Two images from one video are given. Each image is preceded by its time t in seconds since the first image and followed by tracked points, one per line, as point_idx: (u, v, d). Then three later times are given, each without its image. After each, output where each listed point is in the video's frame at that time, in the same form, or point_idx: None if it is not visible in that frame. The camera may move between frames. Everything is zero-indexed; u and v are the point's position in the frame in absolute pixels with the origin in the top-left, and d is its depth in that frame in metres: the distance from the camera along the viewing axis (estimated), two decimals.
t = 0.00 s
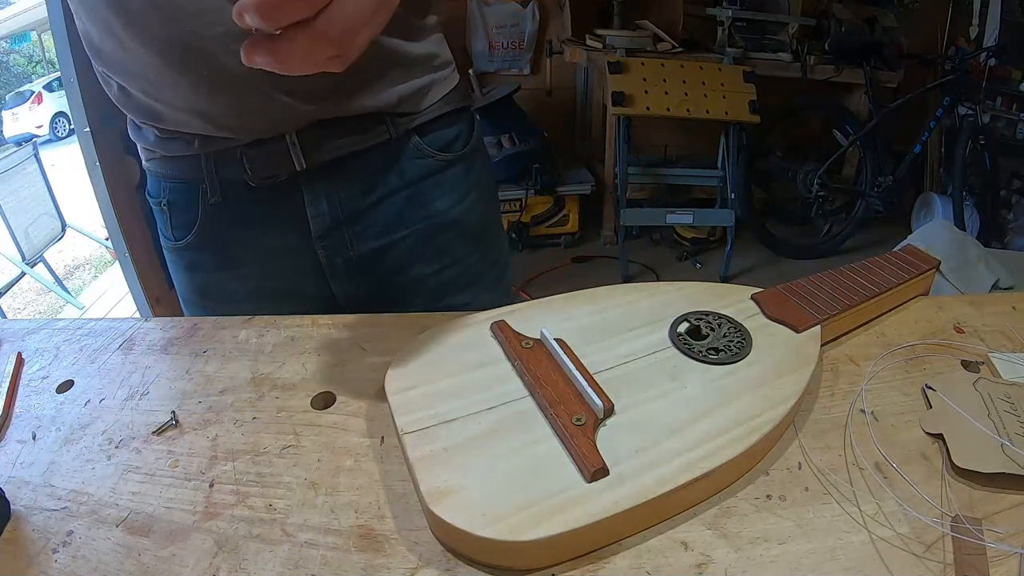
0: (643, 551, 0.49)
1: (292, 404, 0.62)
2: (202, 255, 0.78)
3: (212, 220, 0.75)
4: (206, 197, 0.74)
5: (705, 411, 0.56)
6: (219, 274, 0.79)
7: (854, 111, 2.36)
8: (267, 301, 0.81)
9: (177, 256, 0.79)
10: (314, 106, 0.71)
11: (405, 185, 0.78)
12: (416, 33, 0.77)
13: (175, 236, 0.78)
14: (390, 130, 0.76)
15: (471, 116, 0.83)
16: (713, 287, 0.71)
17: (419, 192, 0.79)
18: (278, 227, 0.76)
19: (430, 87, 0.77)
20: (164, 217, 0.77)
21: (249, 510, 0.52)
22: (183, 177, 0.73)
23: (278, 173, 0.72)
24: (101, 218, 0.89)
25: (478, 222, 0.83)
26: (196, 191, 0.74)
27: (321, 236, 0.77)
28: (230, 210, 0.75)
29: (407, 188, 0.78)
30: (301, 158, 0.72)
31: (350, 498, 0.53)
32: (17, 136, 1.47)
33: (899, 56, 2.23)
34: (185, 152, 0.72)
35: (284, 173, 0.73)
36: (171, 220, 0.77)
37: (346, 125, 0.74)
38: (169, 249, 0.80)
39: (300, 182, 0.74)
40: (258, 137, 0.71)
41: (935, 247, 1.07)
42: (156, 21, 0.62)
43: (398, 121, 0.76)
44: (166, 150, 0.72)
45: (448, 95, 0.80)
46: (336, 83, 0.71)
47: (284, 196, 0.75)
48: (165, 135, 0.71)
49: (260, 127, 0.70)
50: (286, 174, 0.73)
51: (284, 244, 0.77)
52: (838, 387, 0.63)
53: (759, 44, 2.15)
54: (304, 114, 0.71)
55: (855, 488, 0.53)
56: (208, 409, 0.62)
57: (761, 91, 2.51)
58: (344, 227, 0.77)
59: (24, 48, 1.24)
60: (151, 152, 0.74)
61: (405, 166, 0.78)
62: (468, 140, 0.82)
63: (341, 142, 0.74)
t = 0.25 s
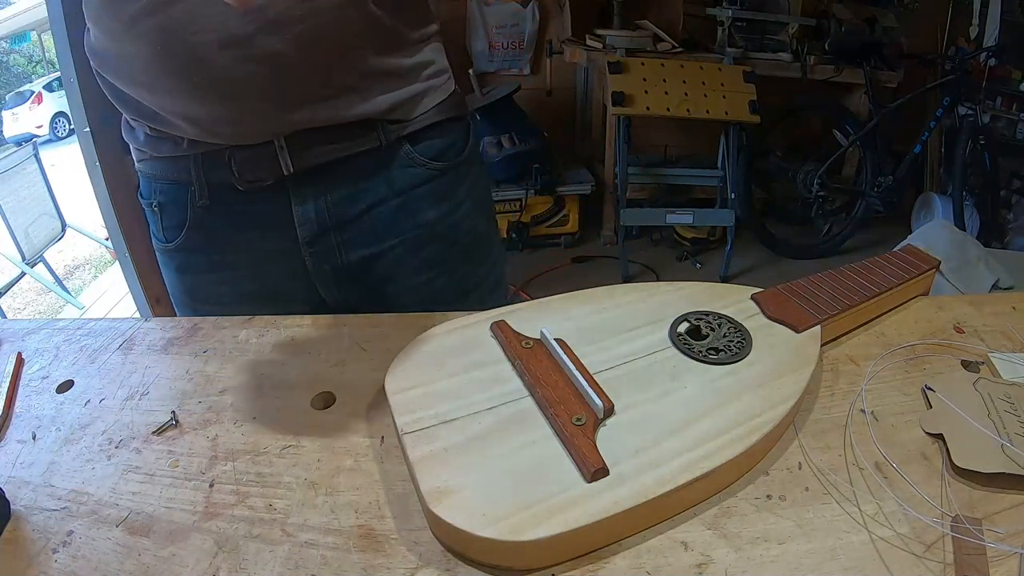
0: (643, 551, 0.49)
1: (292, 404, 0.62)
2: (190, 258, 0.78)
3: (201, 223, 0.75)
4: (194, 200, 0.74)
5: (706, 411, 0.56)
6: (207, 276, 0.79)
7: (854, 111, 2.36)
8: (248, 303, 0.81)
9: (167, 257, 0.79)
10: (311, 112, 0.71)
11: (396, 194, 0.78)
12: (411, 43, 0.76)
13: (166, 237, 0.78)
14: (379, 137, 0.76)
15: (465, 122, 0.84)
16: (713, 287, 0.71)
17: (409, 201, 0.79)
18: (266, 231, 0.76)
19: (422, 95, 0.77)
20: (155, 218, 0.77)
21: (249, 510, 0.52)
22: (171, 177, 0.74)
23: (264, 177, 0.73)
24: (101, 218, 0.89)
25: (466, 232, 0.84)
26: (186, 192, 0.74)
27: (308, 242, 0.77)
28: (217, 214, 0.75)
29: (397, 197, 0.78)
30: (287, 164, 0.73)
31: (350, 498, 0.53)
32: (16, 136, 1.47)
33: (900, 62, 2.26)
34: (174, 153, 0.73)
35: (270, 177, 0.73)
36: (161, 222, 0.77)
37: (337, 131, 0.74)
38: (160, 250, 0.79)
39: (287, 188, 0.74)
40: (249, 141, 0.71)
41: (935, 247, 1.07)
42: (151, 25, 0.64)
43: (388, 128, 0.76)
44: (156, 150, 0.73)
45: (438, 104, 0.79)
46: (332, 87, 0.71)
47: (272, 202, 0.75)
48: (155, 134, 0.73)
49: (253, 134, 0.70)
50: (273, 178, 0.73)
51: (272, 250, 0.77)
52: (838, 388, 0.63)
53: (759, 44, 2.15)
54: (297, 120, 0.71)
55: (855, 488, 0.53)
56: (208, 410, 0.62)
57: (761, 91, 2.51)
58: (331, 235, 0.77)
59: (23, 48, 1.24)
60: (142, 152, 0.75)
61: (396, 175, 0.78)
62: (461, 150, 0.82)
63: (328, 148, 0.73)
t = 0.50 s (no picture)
0: (643, 551, 0.49)
1: (292, 404, 0.62)
2: (189, 255, 0.78)
3: (200, 220, 0.75)
4: (193, 197, 0.74)
5: (706, 411, 0.56)
6: (206, 273, 0.79)
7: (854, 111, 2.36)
8: (245, 300, 0.80)
9: (167, 255, 0.79)
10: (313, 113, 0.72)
11: (393, 192, 0.78)
12: (412, 45, 0.77)
13: (166, 235, 0.77)
14: (377, 137, 0.76)
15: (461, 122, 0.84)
16: (713, 287, 0.71)
17: (405, 199, 0.79)
18: (262, 229, 0.76)
19: (417, 96, 0.77)
20: (156, 216, 0.77)
21: (249, 510, 0.52)
22: (172, 175, 0.74)
23: (263, 174, 0.73)
24: (101, 218, 0.89)
25: (465, 232, 0.84)
26: (185, 190, 0.74)
27: (306, 239, 0.77)
28: (214, 210, 0.75)
29: (394, 196, 0.78)
30: (287, 161, 0.73)
31: (350, 498, 0.53)
32: (16, 136, 1.44)
33: (898, 56, 2.24)
34: (173, 151, 0.73)
35: (267, 175, 0.73)
36: (161, 219, 0.77)
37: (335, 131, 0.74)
38: (160, 249, 0.79)
39: (285, 185, 0.75)
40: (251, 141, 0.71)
41: (935, 247, 1.07)
42: (156, 31, 0.64)
43: (385, 127, 0.76)
44: (157, 148, 0.73)
45: (438, 105, 0.80)
46: (333, 87, 0.71)
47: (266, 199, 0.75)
48: (156, 132, 0.73)
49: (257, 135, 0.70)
50: (270, 176, 0.73)
51: (270, 248, 0.77)
52: (837, 387, 0.63)
53: (759, 44, 2.15)
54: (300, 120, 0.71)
55: (855, 489, 0.53)
56: (208, 410, 0.62)
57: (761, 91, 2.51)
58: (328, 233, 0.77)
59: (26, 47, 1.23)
60: (143, 151, 0.75)
61: (391, 173, 0.78)
62: (458, 149, 0.82)
63: (323, 148, 0.74)
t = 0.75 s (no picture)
0: (643, 551, 0.49)
1: (292, 405, 0.62)
2: (203, 249, 0.76)
3: (219, 213, 0.74)
4: (212, 190, 0.73)
5: (706, 411, 0.56)
6: (219, 267, 0.77)
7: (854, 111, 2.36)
8: (262, 295, 0.79)
9: (178, 250, 0.77)
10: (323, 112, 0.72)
11: (407, 181, 0.79)
12: (422, 43, 0.78)
13: (180, 230, 0.76)
14: (390, 129, 0.77)
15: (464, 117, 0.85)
16: (713, 287, 0.71)
17: (421, 187, 0.80)
18: (281, 219, 0.75)
19: (428, 91, 0.79)
20: (169, 211, 0.75)
21: (249, 510, 0.52)
22: (189, 170, 0.73)
23: (283, 166, 0.73)
24: (101, 218, 0.89)
25: (472, 221, 0.86)
26: (202, 185, 0.73)
27: (327, 228, 0.77)
28: (235, 202, 0.74)
29: (409, 184, 0.79)
30: (307, 152, 0.73)
31: (350, 498, 0.53)
32: (17, 136, 1.40)
33: (899, 61, 2.26)
34: (191, 144, 0.72)
35: (288, 166, 0.73)
36: (175, 214, 0.75)
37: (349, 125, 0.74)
38: (170, 244, 0.78)
39: (305, 176, 0.75)
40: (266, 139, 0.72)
41: (935, 246, 1.07)
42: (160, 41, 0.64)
43: (399, 119, 0.77)
44: (169, 143, 0.72)
45: (445, 99, 0.81)
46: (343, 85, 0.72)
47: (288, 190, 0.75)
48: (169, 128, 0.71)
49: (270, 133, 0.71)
50: (291, 168, 0.73)
51: (287, 239, 0.76)
52: (838, 387, 0.63)
53: (759, 44, 2.15)
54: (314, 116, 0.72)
55: (855, 489, 0.53)
56: (208, 410, 0.62)
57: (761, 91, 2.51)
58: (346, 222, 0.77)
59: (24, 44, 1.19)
60: (155, 146, 0.74)
61: (406, 164, 0.78)
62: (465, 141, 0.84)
63: (343, 138, 0.75)
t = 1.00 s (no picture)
0: (643, 551, 0.49)
1: (292, 405, 0.62)
2: (212, 248, 0.76)
3: (235, 208, 0.74)
4: (223, 188, 0.73)
5: (705, 411, 0.56)
6: (230, 266, 0.77)
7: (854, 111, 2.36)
8: (272, 292, 0.80)
9: (187, 250, 0.77)
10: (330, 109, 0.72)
11: (414, 175, 0.79)
12: (425, 39, 0.78)
13: (188, 229, 0.75)
14: (397, 124, 0.77)
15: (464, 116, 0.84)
16: (713, 287, 0.71)
17: (428, 181, 0.80)
18: (291, 216, 0.75)
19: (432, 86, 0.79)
20: (176, 212, 0.75)
21: (249, 510, 0.52)
22: (198, 169, 0.72)
23: (294, 163, 0.73)
24: (101, 218, 0.89)
25: (476, 214, 0.87)
26: (212, 184, 0.73)
27: (336, 223, 0.77)
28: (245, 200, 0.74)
29: (416, 178, 0.79)
30: (319, 147, 0.73)
31: (349, 498, 0.53)
32: (17, 136, 1.39)
33: (898, 57, 2.23)
34: (201, 144, 0.71)
35: (299, 164, 0.73)
36: (184, 214, 0.74)
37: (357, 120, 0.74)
38: (176, 244, 0.77)
39: (316, 172, 0.75)
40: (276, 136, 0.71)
41: (936, 246, 1.07)
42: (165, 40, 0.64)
43: (405, 115, 0.77)
44: (178, 142, 0.71)
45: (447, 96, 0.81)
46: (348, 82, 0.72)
47: (297, 187, 0.75)
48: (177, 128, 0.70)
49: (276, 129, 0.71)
50: (303, 165, 0.73)
51: (297, 235, 0.77)
52: (838, 387, 0.63)
53: (759, 44, 2.15)
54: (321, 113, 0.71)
55: (855, 489, 0.53)
56: (208, 409, 0.62)
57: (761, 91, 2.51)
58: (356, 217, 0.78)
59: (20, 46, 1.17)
60: (161, 146, 0.72)
61: (412, 159, 0.79)
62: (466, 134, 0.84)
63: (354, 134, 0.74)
